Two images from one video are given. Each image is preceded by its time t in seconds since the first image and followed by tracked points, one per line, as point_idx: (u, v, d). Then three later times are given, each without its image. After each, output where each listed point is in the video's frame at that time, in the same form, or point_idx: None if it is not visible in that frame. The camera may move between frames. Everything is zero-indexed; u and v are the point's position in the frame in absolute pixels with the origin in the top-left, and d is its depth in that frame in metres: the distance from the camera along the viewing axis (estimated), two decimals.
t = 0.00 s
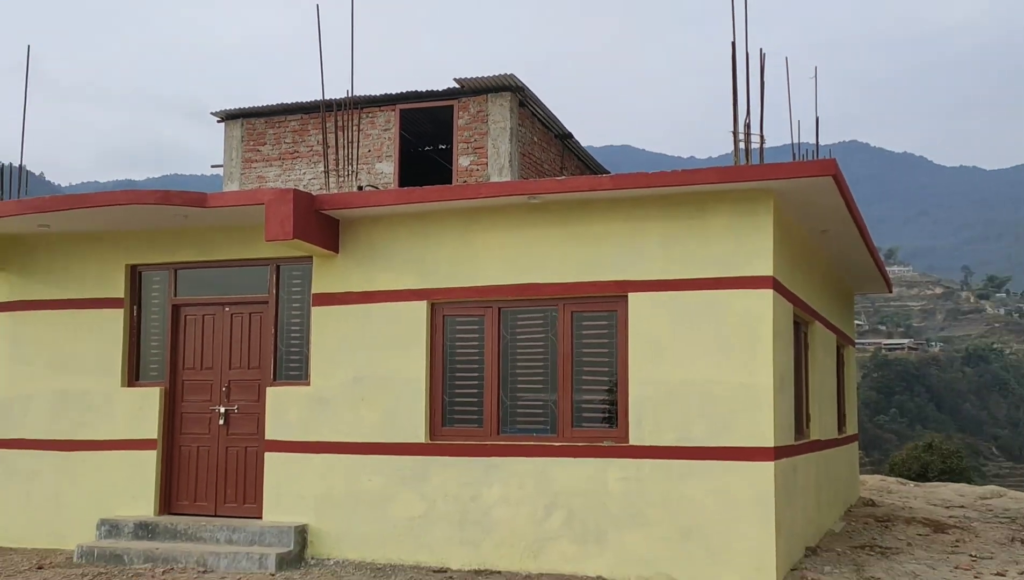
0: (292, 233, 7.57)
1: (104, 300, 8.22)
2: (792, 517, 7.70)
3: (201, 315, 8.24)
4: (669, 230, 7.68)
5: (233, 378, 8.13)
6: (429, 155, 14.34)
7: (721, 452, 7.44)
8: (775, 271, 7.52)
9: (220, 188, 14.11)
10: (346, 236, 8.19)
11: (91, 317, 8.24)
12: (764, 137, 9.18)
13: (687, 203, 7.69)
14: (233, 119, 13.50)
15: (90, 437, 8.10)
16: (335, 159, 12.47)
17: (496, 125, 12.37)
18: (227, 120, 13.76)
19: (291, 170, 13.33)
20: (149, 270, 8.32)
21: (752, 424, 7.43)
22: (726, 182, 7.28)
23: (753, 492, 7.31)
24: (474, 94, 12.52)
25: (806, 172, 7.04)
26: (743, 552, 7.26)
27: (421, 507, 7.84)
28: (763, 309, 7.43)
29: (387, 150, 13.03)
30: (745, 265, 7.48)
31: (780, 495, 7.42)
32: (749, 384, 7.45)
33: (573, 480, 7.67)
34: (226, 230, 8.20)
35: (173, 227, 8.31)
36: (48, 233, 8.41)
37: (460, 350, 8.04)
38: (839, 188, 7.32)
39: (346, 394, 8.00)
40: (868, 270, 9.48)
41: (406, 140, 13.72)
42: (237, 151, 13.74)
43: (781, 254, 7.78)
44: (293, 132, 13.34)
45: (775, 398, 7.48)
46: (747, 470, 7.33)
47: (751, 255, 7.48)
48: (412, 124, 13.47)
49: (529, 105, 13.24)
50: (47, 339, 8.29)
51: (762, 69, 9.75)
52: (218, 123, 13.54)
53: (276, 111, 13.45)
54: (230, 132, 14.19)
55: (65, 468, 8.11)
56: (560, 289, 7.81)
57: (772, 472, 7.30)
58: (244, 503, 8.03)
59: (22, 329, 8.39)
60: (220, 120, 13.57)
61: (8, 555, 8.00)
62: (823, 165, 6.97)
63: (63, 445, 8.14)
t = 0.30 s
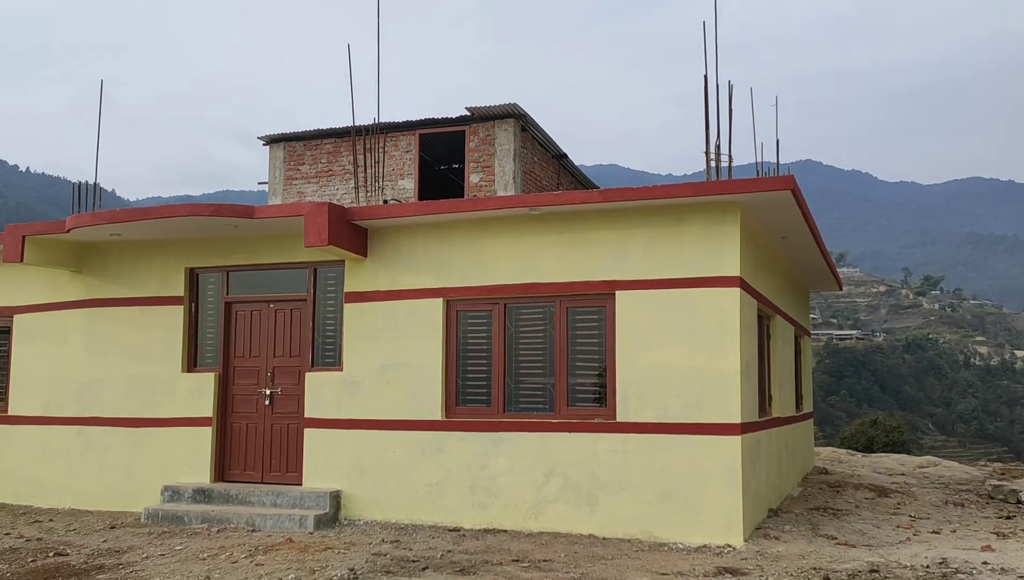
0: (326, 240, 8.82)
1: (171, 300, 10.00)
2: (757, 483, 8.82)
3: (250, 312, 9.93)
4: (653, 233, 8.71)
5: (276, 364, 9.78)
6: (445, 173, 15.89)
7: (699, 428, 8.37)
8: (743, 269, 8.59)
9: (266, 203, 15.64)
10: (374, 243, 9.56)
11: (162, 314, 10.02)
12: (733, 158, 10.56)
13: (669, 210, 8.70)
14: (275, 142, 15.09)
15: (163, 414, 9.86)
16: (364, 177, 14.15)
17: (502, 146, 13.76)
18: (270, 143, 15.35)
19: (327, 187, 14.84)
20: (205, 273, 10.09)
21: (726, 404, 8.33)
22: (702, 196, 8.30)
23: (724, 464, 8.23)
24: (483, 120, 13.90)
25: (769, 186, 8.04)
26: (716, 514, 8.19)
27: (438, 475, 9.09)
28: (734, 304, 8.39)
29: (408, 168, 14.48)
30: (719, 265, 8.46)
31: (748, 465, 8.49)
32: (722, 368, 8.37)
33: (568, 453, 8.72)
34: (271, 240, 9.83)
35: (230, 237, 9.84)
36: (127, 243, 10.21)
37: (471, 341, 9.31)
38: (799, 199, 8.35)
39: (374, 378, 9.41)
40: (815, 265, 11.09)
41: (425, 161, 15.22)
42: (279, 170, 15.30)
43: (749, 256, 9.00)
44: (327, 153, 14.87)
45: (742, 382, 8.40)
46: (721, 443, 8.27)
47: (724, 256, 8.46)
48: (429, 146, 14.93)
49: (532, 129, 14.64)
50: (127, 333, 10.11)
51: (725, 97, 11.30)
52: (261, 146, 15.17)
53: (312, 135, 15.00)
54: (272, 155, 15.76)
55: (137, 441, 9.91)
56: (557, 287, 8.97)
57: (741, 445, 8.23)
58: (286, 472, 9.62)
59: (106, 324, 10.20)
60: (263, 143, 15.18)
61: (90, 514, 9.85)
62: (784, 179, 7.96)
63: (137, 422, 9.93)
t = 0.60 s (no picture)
0: (338, 240, 8.83)
1: (186, 300, 10.06)
2: (772, 481, 8.79)
3: (263, 312, 9.97)
4: (665, 231, 8.68)
5: (289, 364, 9.82)
6: (457, 172, 15.94)
7: (712, 427, 8.34)
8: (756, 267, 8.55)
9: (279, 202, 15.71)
10: (386, 243, 9.57)
11: (176, 314, 10.08)
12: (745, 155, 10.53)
13: (681, 208, 8.67)
14: (287, 142, 15.16)
15: (178, 414, 9.91)
16: (376, 177, 14.20)
17: (513, 145, 13.77)
18: (282, 143, 15.41)
19: (339, 186, 14.89)
20: (218, 273, 10.14)
21: (739, 401, 8.30)
22: (714, 193, 8.26)
23: (738, 463, 8.19)
24: (494, 119, 13.92)
25: (782, 182, 7.99)
26: (730, 513, 8.16)
27: (450, 474, 9.10)
28: (747, 302, 8.35)
29: (420, 168, 14.51)
30: (732, 263, 8.43)
31: (762, 463, 8.46)
32: (735, 366, 8.34)
33: (581, 451, 8.72)
34: (284, 240, 9.87)
35: (243, 237, 9.88)
36: (141, 244, 10.27)
37: (484, 339, 9.32)
38: (812, 196, 8.30)
39: (387, 377, 9.43)
40: (828, 262, 11.08)
41: (436, 161, 15.26)
42: (292, 170, 15.36)
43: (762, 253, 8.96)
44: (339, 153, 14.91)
45: (756, 380, 8.37)
46: (735, 441, 8.24)
47: (736, 254, 8.43)
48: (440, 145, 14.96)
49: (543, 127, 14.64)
50: (141, 333, 10.17)
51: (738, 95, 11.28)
52: (274, 146, 15.23)
53: (324, 135, 15.05)
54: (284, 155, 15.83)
55: (152, 441, 9.96)
56: (569, 285, 8.95)
57: (755, 444, 8.20)
58: (300, 471, 9.66)
59: (121, 325, 10.26)
60: (275, 143, 15.25)
61: (106, 514, 9.91)
62: (797, 175, 7.91)
63: (152, 422, 9.99)
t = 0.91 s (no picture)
0: (351, 239, 8.85)
1: (201, 300, 10.11)
2: (787, 480, 8.75)
3: (278, 312, 10.02)
4: (679, 230, 8.66)
5: (304, 364, 9.86)
6: (469, 171, 15.97)
7: (727, 425, 8.31)
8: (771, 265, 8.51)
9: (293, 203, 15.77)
10: (399, 242, 9.59)
11: (191, 314, 10.13)
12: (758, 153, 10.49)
13: (694, 206, 8.65)
14: (300, 142, 15.21)
15: (194, 413, 9.97)
16: (389, 177, 14.23)
17: (526, 144, 13.77)
18: (295, 144, 15.47)
19: (352, 186, 14.93)
20: (232, 273, 10.19)
21: (754, 400, 8.27)
22: (727, 191, 8.24)
23: (752, 461, 8.16)
24: (506, 118, 13.92)
25: (796, 180, 7.95)
26: (745, 511, 8.13)
27: (465, 473, 9.10)
28: (761, 300, 8.32)
29: (432, 167, 14.53)
30: (746, 261, 8.40)
31: (777, 462, 8.41)
32: (750, 365, 8.31)
33: (595, 450, 8.71)
34: (298, 240, 9.91)
35: (257, 237, 9.93)
36: (157, 245, 10.33)
37: (497, 339, 9.32)
38: (827, 193, 8.25)
39: (401, 376, 9.45)
40: (841, 260, 11.03)
41: (449, 160, 15.28)
42: (305, 170, 15.42)
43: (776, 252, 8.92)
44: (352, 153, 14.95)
45: (771, 379, 8.33)
46: (749, 440, 8.21)
47: (750, 252, 8.40)
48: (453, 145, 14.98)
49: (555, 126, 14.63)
50: (157, 333, 10.24)
51: (754, 93, 11.26)
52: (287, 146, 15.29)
53: (337, 135, 15.09)
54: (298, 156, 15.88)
55: (168, 440, 10.03)
56: (582, 284, 8.94)
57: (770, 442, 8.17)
58: (315, 470, 9.70)
59: (137, 325, 10.34)
60: (289, 144, 15.30)
61: (123, 512, 9.97)
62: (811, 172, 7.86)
63: (168, 421, 10.06)
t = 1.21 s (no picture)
0: (371, 240, 8.88)
1: (222, 301, 10.19)
2: (808, 480, 8.69)
3: (298, 312, 10.08)
4: (699, 229, 8.63)
5: (324, 364, 9.91)
6: (487, 171, 16.00)
7: (748, 426, 8.26)
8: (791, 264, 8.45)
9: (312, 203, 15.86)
10: (419, 242, 9.62)
11: (212, 314, 10.21)
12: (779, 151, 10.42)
13: (714, 205, 8.62)
14: (320, 143, 15.29)
15: (215, 412, 10.05)
16: (408, 177, 14.27)
17: (544, 144, 13.76)
18: (315, 145, 15.55)
19: (371, 187, 14.98)
20: (253, 273, 10.26)
21: (774, 401, 8.22)
22: (747, 190, 8.20)
23: (773, 462, 8.11)
24: (525, 118, 13.92)
25: (817, 179, 7.90)
26: (766, 511, 8.08)
27: (484, 473, 9.11)
28: (782, 300, 8.26)
29: (451, 167, 14.55)
30: (766, 260, 8.35)
31: (799, 463, 8.35)
32: (770, 365, 8.26)
33: (615, 450, 8.69)
34: (318, 240, 9.96)
35: (278, 237, 9.99)
36: (179, 246, 10.42)
37: (516, 338, 9.32)
38: (848, 192, 8.19)
39: (421, 376, 9.48)
40: (862, 259, 10.94)
41: (467, 160, 15.31)
42: (325, 171, 15.49)
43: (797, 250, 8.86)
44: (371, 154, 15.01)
45: (792, 379, 8.27)
46: (770, 441, 8.15)
47: (771, 252, 8.34)
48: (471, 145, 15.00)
49: (574, 126, 14.61)
50: (179, 334, 10.32)
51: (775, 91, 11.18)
52: (307, 147, 15.37)
53: (356, 136, 15.15)
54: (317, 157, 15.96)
55: (190, 439, 10.11)
56: (601, 284, 8.93)
57: (791, 443, 8.11)
58: (335, 470, 9.74)
59: (159, 325, 10.43)
60: (309, 144, 15.38)
61: (146, 511, 10.06)
62: (832, 171, 7.81)
63: (189, 421, 10.14)
